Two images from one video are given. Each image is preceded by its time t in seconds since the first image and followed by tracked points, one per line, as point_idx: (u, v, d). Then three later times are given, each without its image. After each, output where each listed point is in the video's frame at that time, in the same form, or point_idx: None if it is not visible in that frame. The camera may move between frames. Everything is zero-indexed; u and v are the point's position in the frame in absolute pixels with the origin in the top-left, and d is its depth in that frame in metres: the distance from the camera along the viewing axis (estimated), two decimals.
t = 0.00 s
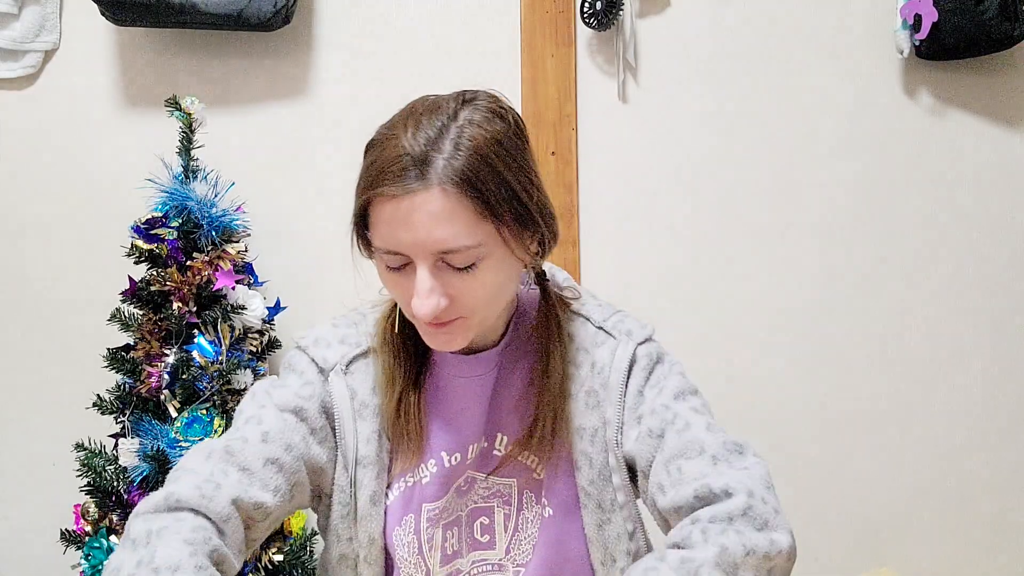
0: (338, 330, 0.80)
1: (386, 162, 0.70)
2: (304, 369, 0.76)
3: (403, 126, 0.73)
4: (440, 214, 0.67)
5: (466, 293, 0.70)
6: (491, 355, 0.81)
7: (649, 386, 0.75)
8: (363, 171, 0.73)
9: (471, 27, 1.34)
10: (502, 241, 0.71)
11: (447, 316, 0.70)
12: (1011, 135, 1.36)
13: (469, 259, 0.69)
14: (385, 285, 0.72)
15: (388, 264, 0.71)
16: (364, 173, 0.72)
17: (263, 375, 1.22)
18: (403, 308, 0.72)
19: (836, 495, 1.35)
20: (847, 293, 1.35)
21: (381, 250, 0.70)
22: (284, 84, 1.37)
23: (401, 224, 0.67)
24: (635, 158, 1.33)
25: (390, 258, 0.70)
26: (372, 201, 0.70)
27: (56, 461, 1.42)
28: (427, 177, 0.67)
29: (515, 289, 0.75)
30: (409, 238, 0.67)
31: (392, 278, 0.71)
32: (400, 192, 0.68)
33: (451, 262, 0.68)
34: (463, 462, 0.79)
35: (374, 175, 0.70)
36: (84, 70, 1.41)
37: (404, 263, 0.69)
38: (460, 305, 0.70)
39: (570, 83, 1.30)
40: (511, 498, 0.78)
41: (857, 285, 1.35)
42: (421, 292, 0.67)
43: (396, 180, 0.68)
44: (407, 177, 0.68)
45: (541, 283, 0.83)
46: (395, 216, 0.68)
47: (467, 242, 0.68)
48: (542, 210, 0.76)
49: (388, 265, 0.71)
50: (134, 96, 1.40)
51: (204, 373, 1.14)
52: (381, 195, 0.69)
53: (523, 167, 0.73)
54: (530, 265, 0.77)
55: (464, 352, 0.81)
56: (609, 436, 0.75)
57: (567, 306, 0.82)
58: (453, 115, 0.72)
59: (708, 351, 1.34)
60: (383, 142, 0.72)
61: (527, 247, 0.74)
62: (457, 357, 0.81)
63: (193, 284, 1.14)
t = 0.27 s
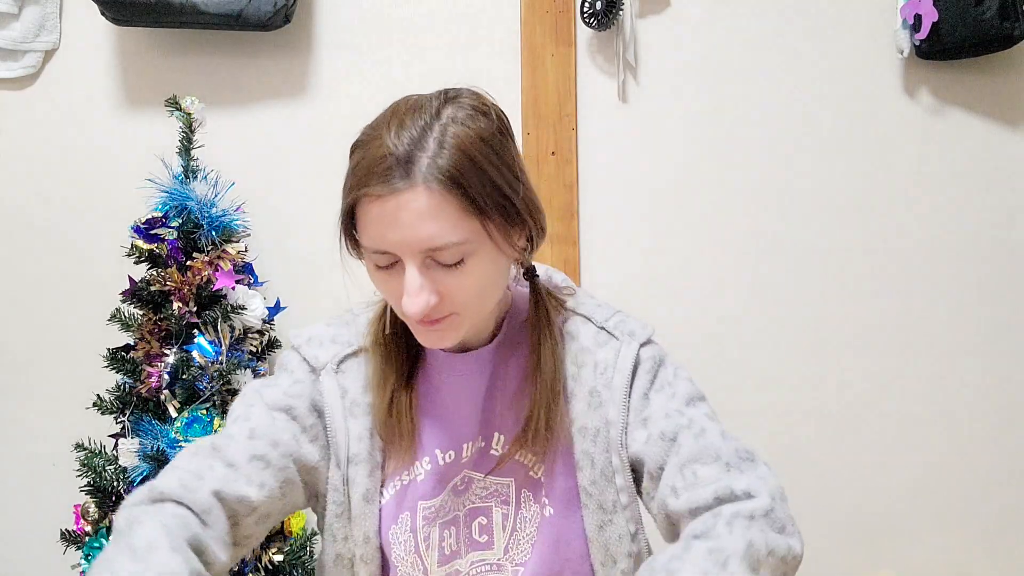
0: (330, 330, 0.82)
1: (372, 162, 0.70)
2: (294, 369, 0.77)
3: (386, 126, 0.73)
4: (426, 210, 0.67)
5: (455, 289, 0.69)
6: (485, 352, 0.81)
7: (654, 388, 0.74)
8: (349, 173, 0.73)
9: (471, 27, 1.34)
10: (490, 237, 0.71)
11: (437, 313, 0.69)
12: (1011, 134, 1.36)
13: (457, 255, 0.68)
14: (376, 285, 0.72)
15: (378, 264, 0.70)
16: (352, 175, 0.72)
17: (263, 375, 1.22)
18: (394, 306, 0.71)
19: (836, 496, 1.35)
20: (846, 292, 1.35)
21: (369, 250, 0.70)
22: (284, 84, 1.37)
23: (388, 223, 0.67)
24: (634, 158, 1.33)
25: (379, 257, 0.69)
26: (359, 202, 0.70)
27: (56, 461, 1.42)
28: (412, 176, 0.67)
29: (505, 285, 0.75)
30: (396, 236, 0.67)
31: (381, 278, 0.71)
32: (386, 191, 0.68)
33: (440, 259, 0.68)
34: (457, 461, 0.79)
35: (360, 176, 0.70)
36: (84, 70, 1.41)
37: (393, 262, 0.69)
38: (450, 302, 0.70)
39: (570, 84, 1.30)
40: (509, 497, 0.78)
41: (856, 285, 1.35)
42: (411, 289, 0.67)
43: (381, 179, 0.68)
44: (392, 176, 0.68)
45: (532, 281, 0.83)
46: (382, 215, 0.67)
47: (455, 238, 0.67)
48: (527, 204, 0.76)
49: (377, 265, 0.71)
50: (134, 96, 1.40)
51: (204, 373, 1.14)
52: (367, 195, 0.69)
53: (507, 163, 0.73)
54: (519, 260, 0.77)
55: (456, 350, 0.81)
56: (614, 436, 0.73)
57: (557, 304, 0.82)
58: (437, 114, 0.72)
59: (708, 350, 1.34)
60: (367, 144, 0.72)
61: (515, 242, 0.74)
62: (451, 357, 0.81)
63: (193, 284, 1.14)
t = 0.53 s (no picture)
0: (324, 330, 0.82)
1: (385, 135, 0.72)
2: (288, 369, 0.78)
3: (395, 107, 0.75)
4: (436, 169, 0.67)
5: (464, 253, 0.67)
6: (484, 338, 0.79)
7: (643, 377, 0.72)
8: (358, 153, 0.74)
9: (471, 27, 1.34)
10: (497, 208, 0.71)
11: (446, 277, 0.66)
12: (1012, 134, 1.36)
13: (466, 217, 0.67)
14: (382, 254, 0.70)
15: (385, 231, 0.69)
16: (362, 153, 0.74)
17: (263, 375, 1.22)
18: (399, 275, 0.69)
19: (836, 496, 1.35)
20: (847, 293, 1.35)
21: (379, 217, 0.69)
22: (284, 83, 1.37)
23: (399, 183, 0.67)
24: (634, 157, 1.33)
25: (388, 223, 0.68)
26: (370, 173, 0.71)
27: (56, 461, 1.42)
28: (426, 143, 0.69)
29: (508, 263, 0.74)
30: (407, 196, 0.66)
31: (389, 247, 0.69)
32: (398, 156, 0.69)
33: (450, 221, 0.66)
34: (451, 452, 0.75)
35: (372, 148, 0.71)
36: (84, 70, 1.41)
37: (400, 226, 0.67)
38: (460, 266, 0.67)
39: (570, 83, 1.30)
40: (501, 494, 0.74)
41: (857, 284, 1.35)
42: (420, 247, 0.64)
43: (394, 148, 0.69)
44: (404, 143, 0.69)
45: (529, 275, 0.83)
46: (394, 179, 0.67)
47: (466, 200, 0.67)
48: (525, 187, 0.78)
49: (386, 234, 0.69)
50: (134, 96, 1.40)
51: (205, 373, 1.14)
52: (380, 163, 0.70)
53: (510, 146, 0.76)
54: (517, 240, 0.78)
55: (457, 336, 0.79)
56: (604, 425, 0.71)
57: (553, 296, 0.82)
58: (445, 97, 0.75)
59: (708, 350, 1.34)
60: (374, 125, 0.74)
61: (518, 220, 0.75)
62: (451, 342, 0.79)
63: (193, 284, 1.14)
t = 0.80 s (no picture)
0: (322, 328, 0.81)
1: (394, 112, 0.76)
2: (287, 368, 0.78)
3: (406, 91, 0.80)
4: (442, 139, 0.70)
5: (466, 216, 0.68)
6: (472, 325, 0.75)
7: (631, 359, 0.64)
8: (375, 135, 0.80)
9: (471, 27, 1.34)
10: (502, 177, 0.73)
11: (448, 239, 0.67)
12: (1011, 134, 1.36)
13: (470, 181, 0.69)
14: (391, 223, 0.73)
15: (395, 200, 0.72)
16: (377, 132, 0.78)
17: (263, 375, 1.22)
18: (406, 242, 0.71)
19: (836, 496, 1.35)
20: (847, 293, 1.35)
21: (387, 185, 0.72)
22: (284, 84, 1.37)
23: (407, 152, 0.70)
24: (634, 157, 1.33)
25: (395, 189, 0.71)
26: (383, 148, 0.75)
27: (57, 461, 1.42)
28: (432, 114, 0.73)
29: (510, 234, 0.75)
30: (414, 163, 0.69)
31: (397, 214, 0.72)
32: (406, 127, 0.73)
33: (454, 186, 0.69)
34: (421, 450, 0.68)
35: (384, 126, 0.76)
36: (84, 70, 1.41)
37: (409, 193, 0.70)
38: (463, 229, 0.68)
39: (571, 83, 1.30)
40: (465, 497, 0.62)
41: (857, 284, 1.35)
42: (426, 210, 0.67)
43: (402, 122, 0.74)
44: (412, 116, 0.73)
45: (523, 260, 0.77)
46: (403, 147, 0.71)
47: (471, 165, 0.69)
48: (527, 171, 0.79)
49: (395, 203, 0.72)
50: (134, 96, 1.40)
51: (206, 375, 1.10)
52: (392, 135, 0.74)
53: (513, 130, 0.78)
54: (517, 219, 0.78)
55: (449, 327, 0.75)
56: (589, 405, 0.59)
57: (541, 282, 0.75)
58: (451, 78, 0.80)
59: (708, 350, 1.34)
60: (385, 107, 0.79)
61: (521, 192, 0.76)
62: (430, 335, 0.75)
63: (193, 285, 1.14)
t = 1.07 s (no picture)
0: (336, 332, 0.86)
1: (402, 106, 0.84)
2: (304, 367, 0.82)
3: (411, 88, 0.87)
4: (447, 133, 0.79)
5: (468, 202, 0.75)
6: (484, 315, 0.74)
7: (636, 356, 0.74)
8: (380, 131, 0.87)
9: (471, 26, 1.34)
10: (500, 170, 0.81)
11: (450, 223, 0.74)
12: (1011, 134, 1.36)
13: (472, 173, 0.77)
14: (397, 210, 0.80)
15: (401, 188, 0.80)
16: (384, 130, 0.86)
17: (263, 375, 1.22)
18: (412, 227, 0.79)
19: (836, 496, 1.35)
20: (847, 293, 1.35)
21: (396, 175, 0.80)
22: (284, 83, 1.37)
23: (415, 145, 0.78)
24: (634, 157, 1.33)
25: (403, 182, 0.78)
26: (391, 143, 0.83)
27: (57, 461, 1.42)
28: (438, 109, 0.81)
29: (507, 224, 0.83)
30: (422, 154, 0.77)
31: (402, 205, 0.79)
32: (414, 120, 0.81)
33: (458, 175, 0.77)
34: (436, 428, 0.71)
35: (392, 120, 0.84)
36: (84, 70, 1.41)
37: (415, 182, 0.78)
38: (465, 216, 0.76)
39: (570, 84, 1.30)
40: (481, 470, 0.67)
41: (857, 284, 1.35)
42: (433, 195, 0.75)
43: (410, 115, 0.81)
44: (420, 111, 0.81)
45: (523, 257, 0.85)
46: (411, 140, 0.79)
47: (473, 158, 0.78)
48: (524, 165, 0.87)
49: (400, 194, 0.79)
50: (134, 96, 1.40)
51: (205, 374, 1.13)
52: (400, 129, 0.82)
53: (513, 131, 0.85)
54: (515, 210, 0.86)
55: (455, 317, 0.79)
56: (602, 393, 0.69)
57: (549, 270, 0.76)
58: (454, 77, 0.88)
59: (708, 350, 1.34)
60: (390, 107, 0.86)
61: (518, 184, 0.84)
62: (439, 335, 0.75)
63: (193, 284, 1.14)
